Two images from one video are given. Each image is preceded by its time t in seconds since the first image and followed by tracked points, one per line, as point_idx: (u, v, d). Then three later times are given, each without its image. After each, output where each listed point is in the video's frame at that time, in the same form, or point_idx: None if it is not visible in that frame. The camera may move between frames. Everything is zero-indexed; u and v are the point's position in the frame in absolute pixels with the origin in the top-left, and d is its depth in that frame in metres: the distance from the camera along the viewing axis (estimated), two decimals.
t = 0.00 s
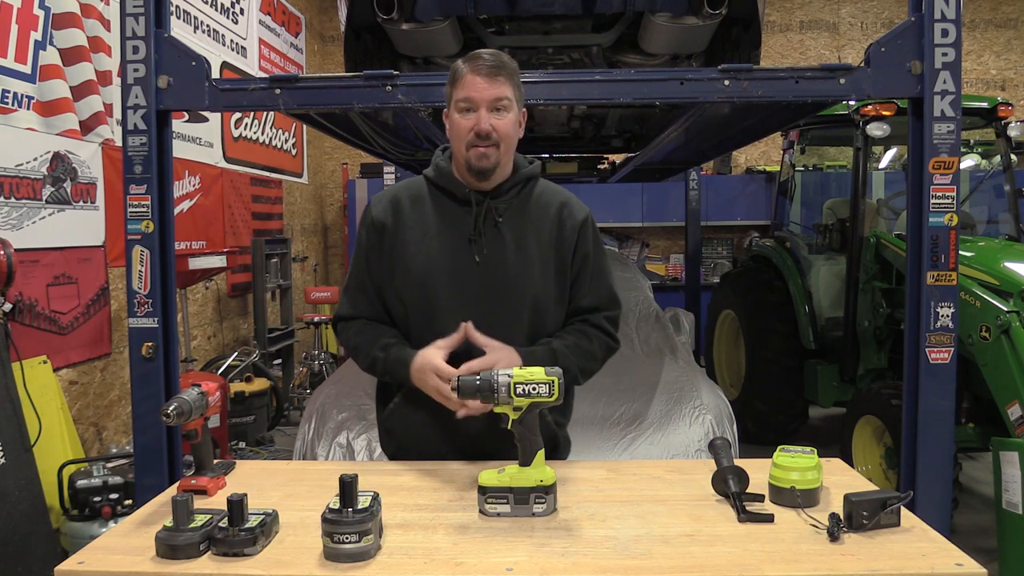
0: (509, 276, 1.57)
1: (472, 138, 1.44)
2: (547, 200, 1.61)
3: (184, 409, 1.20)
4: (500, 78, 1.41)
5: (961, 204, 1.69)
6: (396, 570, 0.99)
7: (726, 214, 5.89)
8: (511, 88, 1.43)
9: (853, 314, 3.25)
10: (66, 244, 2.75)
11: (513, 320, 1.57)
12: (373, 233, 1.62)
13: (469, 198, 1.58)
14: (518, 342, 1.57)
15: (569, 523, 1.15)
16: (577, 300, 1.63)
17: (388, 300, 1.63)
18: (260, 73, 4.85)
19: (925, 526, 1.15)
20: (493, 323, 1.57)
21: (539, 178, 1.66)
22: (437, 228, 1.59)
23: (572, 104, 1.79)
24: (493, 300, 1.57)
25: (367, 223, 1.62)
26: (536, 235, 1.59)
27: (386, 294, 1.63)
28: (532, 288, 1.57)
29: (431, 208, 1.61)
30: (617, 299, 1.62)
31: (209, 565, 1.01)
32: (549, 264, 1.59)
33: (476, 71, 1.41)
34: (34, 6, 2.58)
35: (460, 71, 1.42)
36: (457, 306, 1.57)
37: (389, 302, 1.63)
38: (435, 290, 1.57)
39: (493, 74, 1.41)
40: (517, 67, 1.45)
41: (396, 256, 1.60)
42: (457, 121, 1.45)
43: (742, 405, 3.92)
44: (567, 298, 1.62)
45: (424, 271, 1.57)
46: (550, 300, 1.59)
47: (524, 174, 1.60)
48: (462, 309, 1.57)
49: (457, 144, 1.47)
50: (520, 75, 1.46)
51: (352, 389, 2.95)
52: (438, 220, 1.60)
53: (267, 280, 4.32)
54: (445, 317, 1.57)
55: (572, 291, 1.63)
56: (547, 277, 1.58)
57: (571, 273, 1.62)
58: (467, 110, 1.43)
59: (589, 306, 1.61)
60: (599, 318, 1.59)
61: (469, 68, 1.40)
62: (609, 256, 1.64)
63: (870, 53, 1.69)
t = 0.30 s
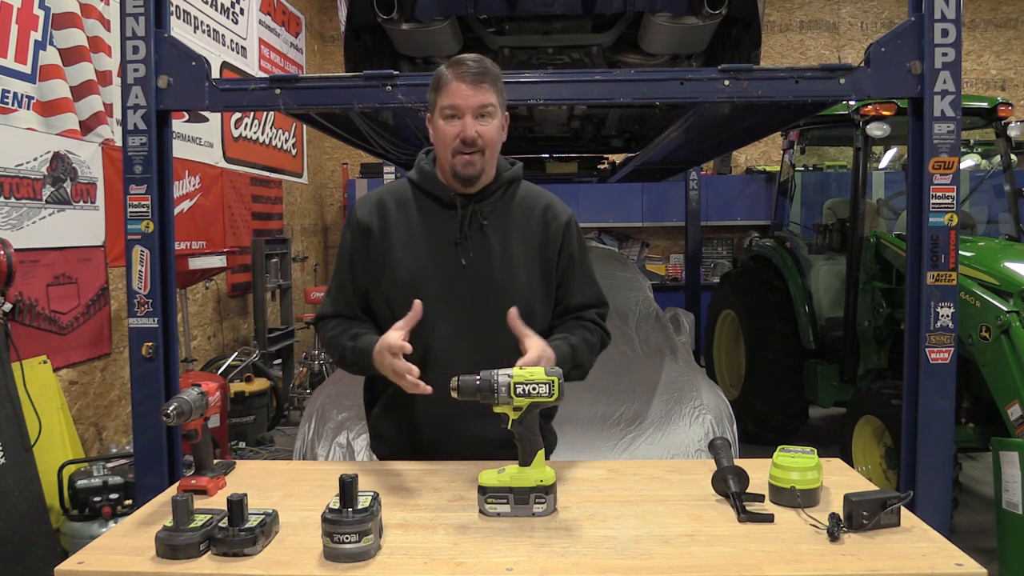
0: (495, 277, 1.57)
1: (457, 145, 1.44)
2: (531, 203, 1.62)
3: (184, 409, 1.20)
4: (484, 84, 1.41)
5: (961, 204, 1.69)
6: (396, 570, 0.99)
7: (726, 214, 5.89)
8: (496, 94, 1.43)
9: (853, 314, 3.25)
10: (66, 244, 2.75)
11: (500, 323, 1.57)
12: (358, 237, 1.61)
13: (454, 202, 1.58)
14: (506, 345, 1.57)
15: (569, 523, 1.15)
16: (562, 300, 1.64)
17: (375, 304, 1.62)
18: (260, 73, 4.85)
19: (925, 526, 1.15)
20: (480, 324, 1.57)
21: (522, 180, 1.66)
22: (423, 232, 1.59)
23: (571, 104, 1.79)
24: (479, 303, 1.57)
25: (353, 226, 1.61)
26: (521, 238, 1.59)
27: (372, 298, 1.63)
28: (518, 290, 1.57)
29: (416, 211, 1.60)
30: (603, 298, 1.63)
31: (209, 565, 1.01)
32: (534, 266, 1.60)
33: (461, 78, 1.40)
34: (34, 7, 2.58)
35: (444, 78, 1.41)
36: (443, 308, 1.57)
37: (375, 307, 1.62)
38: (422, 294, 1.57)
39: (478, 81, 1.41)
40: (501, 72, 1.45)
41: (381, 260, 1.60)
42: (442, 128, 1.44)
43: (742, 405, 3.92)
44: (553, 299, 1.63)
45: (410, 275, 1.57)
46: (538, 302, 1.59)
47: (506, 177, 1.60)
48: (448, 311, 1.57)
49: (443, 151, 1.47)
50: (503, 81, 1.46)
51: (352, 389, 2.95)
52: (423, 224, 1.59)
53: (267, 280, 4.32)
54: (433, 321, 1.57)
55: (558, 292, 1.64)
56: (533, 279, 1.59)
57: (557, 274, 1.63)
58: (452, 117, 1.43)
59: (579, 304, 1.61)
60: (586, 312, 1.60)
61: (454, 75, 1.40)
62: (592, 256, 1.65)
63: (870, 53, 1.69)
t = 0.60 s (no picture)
0: (491, 276, 1.57)
1: (443, 146, 1.44)
2: (526, 202, 1.62)
3: (184, 409, 1.20)
4: (467, 84, 1.41)
5: (961, 204, 1.69)
6: (396, 570, 0.99)
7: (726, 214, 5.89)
8: (479, 93, 1.42)
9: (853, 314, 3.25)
10: (67, 244, 2.75)
11: (498, 322, 1.57)
12: (354, 238, 1.61)
13: (449, 202, 1.58)
14: (504, 344, 1.57)
15: (569, 523, 1.15)
16: (560, 298, 1.64)
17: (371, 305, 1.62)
18: (260, 73, 4.85)
19: (925, 526, 1.15)
20: (476, 323, 1.57)
21: (517, 180, 1.67)
22: (419, 232, 1.58)
23: (571, 103, 1.79)
24: (477, 302, 1.57)
25: (348, 229, 1.61)
26: (517, 237, 1.60)
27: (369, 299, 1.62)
28: (515, 289, 1.57)
29: (411, 211, 1.60)
30: (603, 294, 1.60)
31: (209, 565, 1.01)
32: (531, 265, 1.60)
33: (443, 79, 1.40)
34: (34, 7, 2.58)
35: (428, 80, 1.41)
36: (441, 307, 1.57)
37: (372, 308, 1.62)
38: (419, 294, 1.57)
39: (460, 81, 1.40)
40: (485, 71, 1.44)
41: (378, 261, 1.59)
42: (428, 130, 1.44)
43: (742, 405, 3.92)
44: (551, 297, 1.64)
45: (407, 275, 1.57)
46: (535, 300, 1.60)
47: (501, 176, 1.61)
48: (445, 311, 1.57)
49: (431, 151, 1.47)
50: (488, 79, 1.45)
51: (353, 389, 2.95)
52: (419, 223, 1.59)
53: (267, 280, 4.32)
54: (431, 321, 1.57)
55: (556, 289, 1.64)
56: (530, 277, 1.60)
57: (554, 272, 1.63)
58: (436, 118, 1.42)
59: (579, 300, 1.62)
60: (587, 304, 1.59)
61: (436, 76, 1.40)
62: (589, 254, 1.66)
63: (870, 54, 1.69)
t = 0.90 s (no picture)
0: (513, 276, 1.55)
1: (450, 147, 1.44)
2: (549, 202, 1.61)
3: (184, 409, 1.20)
4: (470, 81, 1.39)
5: (961, 204, 1.69)
6: (396, 570, 0.99)
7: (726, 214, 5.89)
8: (483, 89, 1.40)
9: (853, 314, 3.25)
10: (67, 244, 2.75)
11: (521, 322, 1.55)
12: (374, 239, 1.59)
13: (471, 201, 1.57)
14: (527, 344, 1.55)
15: (569, 523, 1.15)
16: (583, 299, 1.63)
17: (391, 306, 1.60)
18: (260, 73, 4.85)
19: (925, 526, 1.15)
20: (498, 323, 1.55)
21: (540, 179, 1.66)
22: (441, 232, 1.57)
23: (572, 103, 1.79)
24: (499, 302, 1.56)
25: (369, 229, 1.59)
26: (540, 237, 1.58)
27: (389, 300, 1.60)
28: (538, 288, 1.56)
29: (433, 211, 1.58)
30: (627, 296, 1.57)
31: (209, 565, 1.01)
32: (554, 265, 1.59)
33: (447, 78, 1.39)
34: (34, 7, 2.58)
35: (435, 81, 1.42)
36: (462, 307, 1.56)
37: (392, 309, 1.60)
38: (441, 293, 1.55)
39: (463, 78, 1.39)
40: (491, 67, 1.41)
41: (399, 261, 1.58)
42: (438, 131, 1.45)
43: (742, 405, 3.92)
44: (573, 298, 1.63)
45: (429, 275, 1.55)
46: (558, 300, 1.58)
47: (524, 176, 1.60)
48: (467, 311, 1.56)
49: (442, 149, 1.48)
50: (496, 75, 1.42)
51: (353, 389, 2.95)
52: (441, 223, 1.58)
53: (267, 280, 4.32)
54: (452, 321, 1.55)
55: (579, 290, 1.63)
56: (553, 277, 1.58)
57: (576, 273, 1.62)
58: (443, 119, 1.43)
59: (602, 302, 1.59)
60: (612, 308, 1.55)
61: (440, 76, 1.40)
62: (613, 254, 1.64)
63: (870, 53, 1.69)
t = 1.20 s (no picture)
0: (555, 278, 1.50)
1: (493, 146, 1.36)
2: (593, 199, 1.53)
3: (184, 409, 1.20)
4: (516, 78, 1.30)
5: (961, 204, 1.69)
6: (396, 570, 0.99)
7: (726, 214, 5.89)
8: (529, 86, 1.32)
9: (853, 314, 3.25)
10: (67, 244, 2.75)
11: (561, 326, 1.51)
12: (415, 237, 1.56)
13: (511, 200, 1.51)
14: (568, 347, 1.51)
15: (569, 523, 1.15)
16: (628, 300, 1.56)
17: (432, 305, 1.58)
18: (260, 73, 4.85)
19: (925, 526, 1.15)
20: (539, 327, 1.52)
21: (585, 173, 1.57)
22: (481, 232, 1.53)
23: (572, 103, 1.79)
24: (539, 305, 1.51)
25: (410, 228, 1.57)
26: (582, 237, 1.51)
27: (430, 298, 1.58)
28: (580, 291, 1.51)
29: (473, 209, 1.54)
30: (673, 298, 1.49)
31: (209, 565, 1.01)
32: (596, 267, 1.52)
33: (490, 74, 1.31)
34: (34, 7, 2.58)
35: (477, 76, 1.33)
36: (503, 310, 1.52)
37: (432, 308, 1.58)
38: (481, 295, 1.52)
39: (508, 75, 1.30)
40: (537, 60, 1.32)
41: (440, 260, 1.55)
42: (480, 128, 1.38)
43: (742, 405, 3.92)
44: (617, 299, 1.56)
45: (469, 276, 1.52)
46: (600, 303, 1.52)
47: (568, 171, 1.51)
48: (506, 313, 1.52)
49: (485, 148, 1.41)
50: (542, 69, 1.34)
51: (352, 389, 2.95)
52: (481, 222, 1.53)
53: (267, 280, 4.32)
54: (492, 324, 1.52)
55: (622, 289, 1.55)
56: (596, 279, 1.52)
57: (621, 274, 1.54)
58: (486, 117, 1.35)
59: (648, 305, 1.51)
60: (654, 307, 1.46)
61: (483, 72, 1.31)
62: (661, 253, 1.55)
63: (870, 54, 1.69)
